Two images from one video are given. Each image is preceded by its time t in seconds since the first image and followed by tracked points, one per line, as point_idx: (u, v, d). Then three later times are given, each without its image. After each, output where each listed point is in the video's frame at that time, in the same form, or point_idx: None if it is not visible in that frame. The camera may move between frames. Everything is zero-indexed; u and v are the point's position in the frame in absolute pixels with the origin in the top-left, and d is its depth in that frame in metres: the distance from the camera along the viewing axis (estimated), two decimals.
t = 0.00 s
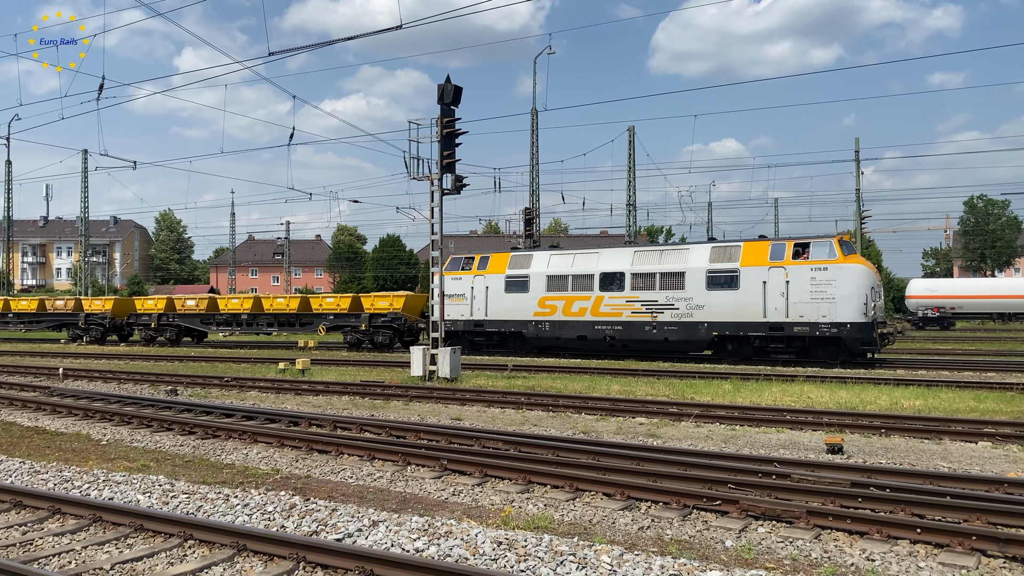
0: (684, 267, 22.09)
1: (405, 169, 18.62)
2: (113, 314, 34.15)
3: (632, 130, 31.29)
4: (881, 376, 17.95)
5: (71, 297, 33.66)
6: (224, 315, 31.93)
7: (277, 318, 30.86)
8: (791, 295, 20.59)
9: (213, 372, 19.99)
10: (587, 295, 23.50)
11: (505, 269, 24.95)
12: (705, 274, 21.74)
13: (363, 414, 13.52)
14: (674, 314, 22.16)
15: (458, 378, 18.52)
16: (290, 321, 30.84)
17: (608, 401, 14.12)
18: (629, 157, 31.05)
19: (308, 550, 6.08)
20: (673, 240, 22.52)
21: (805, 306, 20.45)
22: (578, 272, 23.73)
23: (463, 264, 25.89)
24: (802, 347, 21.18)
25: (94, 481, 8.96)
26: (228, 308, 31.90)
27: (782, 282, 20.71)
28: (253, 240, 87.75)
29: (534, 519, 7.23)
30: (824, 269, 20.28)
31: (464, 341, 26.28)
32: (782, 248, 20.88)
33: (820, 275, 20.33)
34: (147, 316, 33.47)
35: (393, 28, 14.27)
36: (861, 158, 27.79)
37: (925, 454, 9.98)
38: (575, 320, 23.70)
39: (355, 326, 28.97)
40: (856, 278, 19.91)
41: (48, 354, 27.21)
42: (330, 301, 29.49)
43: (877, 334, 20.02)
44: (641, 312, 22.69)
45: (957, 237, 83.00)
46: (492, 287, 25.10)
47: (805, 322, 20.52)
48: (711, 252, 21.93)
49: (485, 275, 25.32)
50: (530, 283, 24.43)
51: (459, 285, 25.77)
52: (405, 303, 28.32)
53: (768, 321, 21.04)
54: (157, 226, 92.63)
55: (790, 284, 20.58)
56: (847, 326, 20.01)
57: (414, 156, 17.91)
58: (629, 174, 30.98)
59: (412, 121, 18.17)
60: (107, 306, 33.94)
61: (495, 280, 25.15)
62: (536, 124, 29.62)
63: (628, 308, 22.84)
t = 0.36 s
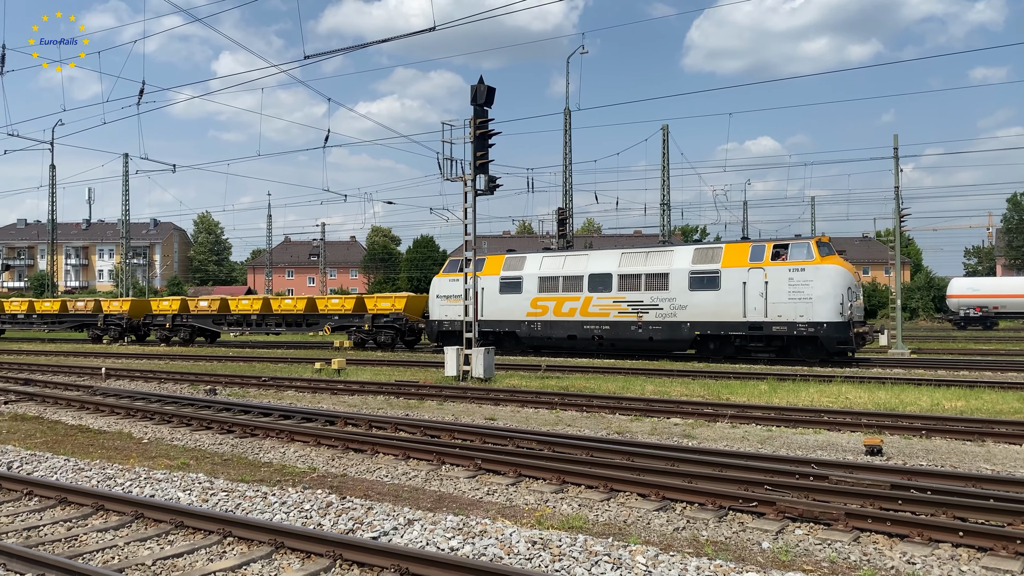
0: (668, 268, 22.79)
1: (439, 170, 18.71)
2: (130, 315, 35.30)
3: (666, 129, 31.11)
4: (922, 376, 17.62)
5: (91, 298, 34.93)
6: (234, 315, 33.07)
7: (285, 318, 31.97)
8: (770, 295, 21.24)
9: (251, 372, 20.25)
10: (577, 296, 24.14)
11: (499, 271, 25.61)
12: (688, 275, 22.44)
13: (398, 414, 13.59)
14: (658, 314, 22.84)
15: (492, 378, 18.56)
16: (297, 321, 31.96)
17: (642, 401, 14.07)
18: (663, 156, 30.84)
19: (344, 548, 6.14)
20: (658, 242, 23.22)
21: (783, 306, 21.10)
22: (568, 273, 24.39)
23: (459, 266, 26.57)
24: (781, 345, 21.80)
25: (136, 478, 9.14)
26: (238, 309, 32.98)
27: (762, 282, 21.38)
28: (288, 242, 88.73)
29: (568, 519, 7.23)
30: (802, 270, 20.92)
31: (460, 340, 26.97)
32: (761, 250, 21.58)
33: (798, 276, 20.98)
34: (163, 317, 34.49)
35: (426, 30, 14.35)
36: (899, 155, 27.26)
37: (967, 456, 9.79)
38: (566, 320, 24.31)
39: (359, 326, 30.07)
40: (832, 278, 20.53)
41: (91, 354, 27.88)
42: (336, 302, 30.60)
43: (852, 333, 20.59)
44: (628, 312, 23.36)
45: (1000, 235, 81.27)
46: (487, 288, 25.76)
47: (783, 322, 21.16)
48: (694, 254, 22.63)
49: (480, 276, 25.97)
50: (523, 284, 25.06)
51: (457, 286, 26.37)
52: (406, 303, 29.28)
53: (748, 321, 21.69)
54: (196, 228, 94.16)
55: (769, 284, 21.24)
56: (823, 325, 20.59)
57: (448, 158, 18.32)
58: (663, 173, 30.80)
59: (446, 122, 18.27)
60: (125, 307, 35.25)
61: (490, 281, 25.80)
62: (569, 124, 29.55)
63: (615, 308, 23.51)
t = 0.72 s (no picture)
0: (648, 269, 23.19)
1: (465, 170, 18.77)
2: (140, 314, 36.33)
3: (694, 127, 30.94)
4: (956, 376, 17.35)
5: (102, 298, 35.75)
6: (239, 315, 33.91)
7: (286, 317, 32.71)
8: (744, 295, 21.56)
9: (280, 371, 20.43)
10: (562, 295, 24.65)
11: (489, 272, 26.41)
12: (667, 275, 22.82)
13: (425, 412, 13.64)
14: (639, 313, 23.24)
15: (519, 377, 18.57)
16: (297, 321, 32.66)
17: (671, 401, 13.97)
18: (690, 154, 30.65)
19: (374, 545, 6.17)
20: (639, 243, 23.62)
21: (756, 305, 21.41)
22: (554, 273, 24.89)
23: (454, 267, 27.52)
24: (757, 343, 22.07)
25: (169, 475, 9.26)
26: (242, 308, 33.80)
27: (737, 282, 21.71)
28: (317, 242, 89.42)
29: (596, 518, 7.21)
30: (774, 270, 21.21)
31: (454, 339, 27.91)
32: (737, 250, 21.92)
33: (771, 276, 21.27)
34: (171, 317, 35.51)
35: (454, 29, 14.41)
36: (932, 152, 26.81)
37: (1003, 457, 9.61)
38: (551, 319, 24.84)
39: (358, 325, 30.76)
40: (802, 278, 20.77)
41: (124, 353, 28.32)
42: (336, 302, 31.30)
43: (823, 332, 20.80)
44: (610, 311, 23.79)
45: None
46: (478, 288, 26.61)
47: (757, 321, 21.45)
48: (673, 255, 23.02)
49: (472, 277, 26.84)
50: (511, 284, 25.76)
51: (449, 287, 27.31)
52: (403, 303, 29.93)
53: (724, 320, 22.02)
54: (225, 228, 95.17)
55: (743, 284, 21.58)
56: (794, 324, 20.84)
57: (476, 156, 18.27)
58: (690, 171, 30.62)
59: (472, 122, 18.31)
60: (135, 307, 36.18)
61: (481, 281, 26.61)
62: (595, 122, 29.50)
63: (598, 307, 23.99)
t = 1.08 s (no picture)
0: (627, 268, 23.90)
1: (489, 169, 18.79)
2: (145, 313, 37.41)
3: (718, 124, 30.75)
4: (985, 375, 17.11)
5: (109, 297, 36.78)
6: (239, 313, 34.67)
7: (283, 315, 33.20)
8: (717, 294, 22.24)
9: (305, 369, 20.57)
10: (547, 295, 25.39)
11: (478, 271, 27.04)
12: (645, 274, 23.50)
13: (448, 410, 13.68)
14: (618, 311, 23.97)
15: (541, 376, 18.53)
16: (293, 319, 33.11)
17: (695, 400, 13.91)
18: (715, 152, 30.46)
19: (398, 542, 6.20)
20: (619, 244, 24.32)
21: (729, 303, 22.09)
22: (539, 273, 25.63)
23: (446, 267, 28.11)
24: (729, 341, 22.79)
25: (196, 472, 9.35)
26: (243, 306, 34.42)
27: (709, 282, 22.39)
28: (341, 241, 89.95)
29: (620, 517, 7.20)
30: (746, 270, 21.90)
31: (445, 337, 28.43)
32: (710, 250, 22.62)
33: (743, 276, 21.96)
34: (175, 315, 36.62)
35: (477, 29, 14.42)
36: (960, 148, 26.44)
37: None
38: (537, 317, 25.58)
39: (354, 324, 31.26)
40: (772, 277, 21.49)
41: (150, 351, 28.64)
42: (332, 300, 31.80)
43: (792, 329, 21.52)
44: (592, 310, 24.51)
45: None
46: (467, 287, 27.25)
47: (729, 319, 22.16)
48: (651, 255, 23.70)
49: (461, 276, 27.47)
50: (498, 283, 26.46)
51: (440, 286, 27.94)
52: (397, 302, 30.54)
53: (698, 318, 22.75)
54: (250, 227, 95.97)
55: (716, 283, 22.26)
56: (764, 322, 21.55)
57: (498, 156, 18.44)
58: (715, 169, 30.44)
59: (496, 121, 18.32)
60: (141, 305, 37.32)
61: (471, 281, 27.26)
62: (618, 120, 29.41)
63: (581, 306, 24.71)
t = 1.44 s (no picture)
0: (607, 268, 24.62)
1: (510, 167, 18.78)
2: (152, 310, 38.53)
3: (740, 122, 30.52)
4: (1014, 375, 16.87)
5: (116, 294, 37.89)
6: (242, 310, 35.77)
7: (283, 312, 34.29)
8: (691, 293, 22.88)
9: (328, 366, 20.69)
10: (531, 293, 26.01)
11: (467, 271, 27.51)
12: (624, 274, 24.19)
13: (470, 408, 13.71)
14: (599, 310, 24.68)
15: (562, 374, 18.51)
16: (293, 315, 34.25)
17: (718, 399, 13.82)
18: (738, 149, 30.29)
19: (421, 539, 6.23)
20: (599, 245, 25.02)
21: (702, 302, 22.72)
22: (524, 272, 26.20)
23: (436, 265, 28.71)
24: (703, 338, 23.36)
25: (221, 467, 9.45)
26: (244, 304, 35.68)
27: (684, 281, 23.05)
28: (363, 239, 90.40)
29: (643, 516, 7.18)
30: (718, 270, 22.51)
31: (436, 334, 28.89)
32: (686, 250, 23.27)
33: (716, 275, 22.57)
34: (180, 312, 37.66)
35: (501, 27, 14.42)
36: (987, 146, 26.07)
37: None
38: (521, 315, 26.15)
39: (349, 321, 32.12)
40: (743, 277, 22.05)
41: (175, 348, 28.97)
42: (329, 299, 32.73)
43: (763, 327, 22.05)
44: (574, 308, 25.27)
45: None
46: (457, 286, 27.73)
47: (702, 317, 22.80)
48: (630, 255, 24.40)
49: (452, 275, 27.93)
50: (486, 282, 26.95)
51: (431, 285, 28.47)
52: (390, 300, 31.28)
53: (674, 316, 23.39)
54: (274, 226, 96.66)
55: (691, 283, 22.90)
56: (735, 320, 22.10)
57: (519, 155, 18.31)
58: (738, 167, 30.25)
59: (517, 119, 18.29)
60: (147, 303, 38.38)
61: (460, 280, 27.72)
62: (640, 118, 29.32)
63: (564, 303, 25.48)
